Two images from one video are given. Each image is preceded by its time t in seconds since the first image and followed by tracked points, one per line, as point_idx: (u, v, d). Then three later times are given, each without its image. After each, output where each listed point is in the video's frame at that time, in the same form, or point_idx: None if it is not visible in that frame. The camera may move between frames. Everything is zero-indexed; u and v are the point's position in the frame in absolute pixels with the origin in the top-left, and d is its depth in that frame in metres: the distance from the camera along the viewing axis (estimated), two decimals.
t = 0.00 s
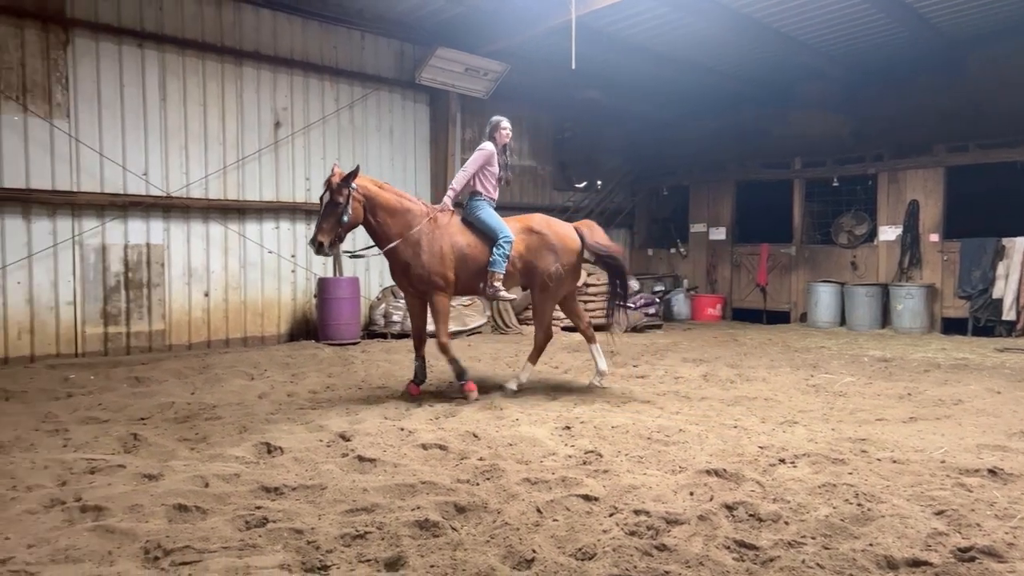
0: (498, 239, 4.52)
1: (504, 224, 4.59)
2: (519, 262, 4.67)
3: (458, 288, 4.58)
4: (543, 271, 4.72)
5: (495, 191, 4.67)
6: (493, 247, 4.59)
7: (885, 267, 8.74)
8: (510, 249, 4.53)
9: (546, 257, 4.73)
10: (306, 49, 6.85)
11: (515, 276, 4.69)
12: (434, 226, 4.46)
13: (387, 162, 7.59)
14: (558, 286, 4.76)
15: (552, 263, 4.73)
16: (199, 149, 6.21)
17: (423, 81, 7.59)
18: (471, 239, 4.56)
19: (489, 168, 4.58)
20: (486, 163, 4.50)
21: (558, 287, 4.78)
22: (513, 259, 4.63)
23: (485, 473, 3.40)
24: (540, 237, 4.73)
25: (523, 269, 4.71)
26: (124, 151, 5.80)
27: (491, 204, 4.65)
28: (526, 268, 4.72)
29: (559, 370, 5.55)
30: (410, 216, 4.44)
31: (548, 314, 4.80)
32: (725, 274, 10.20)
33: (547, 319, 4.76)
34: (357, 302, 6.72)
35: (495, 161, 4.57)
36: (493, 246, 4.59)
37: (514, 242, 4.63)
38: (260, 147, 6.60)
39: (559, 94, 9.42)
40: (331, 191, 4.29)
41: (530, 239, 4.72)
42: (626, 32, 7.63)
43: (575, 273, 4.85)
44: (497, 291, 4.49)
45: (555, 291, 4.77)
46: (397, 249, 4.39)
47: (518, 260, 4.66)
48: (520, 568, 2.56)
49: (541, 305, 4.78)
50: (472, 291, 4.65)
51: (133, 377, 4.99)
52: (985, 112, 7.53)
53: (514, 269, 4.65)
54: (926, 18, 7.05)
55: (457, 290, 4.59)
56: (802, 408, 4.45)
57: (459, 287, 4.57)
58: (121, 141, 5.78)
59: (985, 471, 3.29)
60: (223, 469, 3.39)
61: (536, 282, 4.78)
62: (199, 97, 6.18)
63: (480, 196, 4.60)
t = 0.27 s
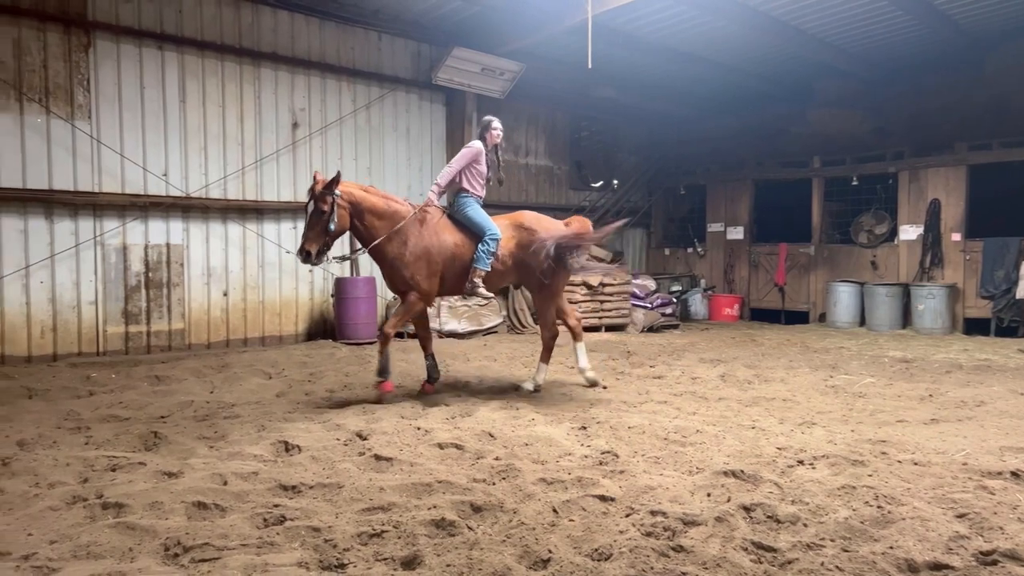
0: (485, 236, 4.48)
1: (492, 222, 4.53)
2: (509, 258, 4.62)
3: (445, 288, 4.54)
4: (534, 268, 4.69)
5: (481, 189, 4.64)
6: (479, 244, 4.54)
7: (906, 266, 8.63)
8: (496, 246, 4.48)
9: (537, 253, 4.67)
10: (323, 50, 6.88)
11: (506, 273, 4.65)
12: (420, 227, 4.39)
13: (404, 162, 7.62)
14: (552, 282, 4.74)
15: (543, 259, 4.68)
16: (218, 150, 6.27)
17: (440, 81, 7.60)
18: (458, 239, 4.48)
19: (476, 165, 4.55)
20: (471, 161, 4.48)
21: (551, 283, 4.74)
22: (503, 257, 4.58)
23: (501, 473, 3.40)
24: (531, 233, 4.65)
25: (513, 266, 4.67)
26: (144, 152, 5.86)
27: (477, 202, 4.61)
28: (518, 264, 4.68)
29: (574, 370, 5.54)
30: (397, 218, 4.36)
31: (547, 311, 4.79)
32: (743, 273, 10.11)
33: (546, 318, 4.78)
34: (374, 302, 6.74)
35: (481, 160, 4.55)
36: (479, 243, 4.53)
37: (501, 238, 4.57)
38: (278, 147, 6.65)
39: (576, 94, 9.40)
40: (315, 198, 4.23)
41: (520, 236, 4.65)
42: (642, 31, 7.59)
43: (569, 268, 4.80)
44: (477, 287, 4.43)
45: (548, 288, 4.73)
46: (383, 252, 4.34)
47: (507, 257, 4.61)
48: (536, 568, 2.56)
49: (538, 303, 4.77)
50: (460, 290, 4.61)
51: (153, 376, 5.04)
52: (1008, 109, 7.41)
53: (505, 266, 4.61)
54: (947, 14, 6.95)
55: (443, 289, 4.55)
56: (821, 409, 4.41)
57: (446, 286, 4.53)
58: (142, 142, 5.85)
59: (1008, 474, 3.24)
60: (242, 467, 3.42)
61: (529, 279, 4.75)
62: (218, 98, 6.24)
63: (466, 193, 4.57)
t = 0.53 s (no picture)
0: (484, 232, 4.41)
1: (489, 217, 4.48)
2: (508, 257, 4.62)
3: (440, 288, 4.49)
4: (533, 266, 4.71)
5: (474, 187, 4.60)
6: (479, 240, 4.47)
7: (932, 266, 8.50)
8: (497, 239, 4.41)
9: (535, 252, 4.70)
10: (344, 51, 6.92)
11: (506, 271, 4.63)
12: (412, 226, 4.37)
13: (423, 161, 7.64)
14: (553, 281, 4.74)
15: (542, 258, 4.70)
16: (240, 151, 6.33)
17: (459, 81, 7.65)
18: (451, 238, 4.44)
19: (468, 163, 4.52)
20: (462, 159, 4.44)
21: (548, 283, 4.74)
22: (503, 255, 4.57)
23: (520, 472, 3.40)
24: (527, 232, 4.70)
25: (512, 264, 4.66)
26: (168, 153, 5.94)
27: (472, 200, 4.55)
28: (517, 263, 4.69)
29: (593, 370, 5.52)
30: (387, 217, 4.35)
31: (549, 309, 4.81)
32: (764, 273, 10.00)
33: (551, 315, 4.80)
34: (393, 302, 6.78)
35: (473, 157, 4.51)
36: (478, 239, 4.47)
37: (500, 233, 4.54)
38: (299, 148, 6.70)
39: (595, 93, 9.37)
40: (306, 193, 4.19)
41: (517, 235, 4.69)
42: (661, 29, 7.54)
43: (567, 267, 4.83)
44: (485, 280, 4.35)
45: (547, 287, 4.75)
46: (374, 251, 4.32)
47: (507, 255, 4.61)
48: (555, 567, 2.56)
49: (535, 302, 4.79)
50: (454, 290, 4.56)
51: (177, 374, 5.11)
52: None
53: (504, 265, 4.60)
54: (973, 10, 6.83)
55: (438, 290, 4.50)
56: (844, 410, 4.36)
57: (441, 287, 4.48)
58: (166, 143, 5.92)
59: None
60: (263, 464, 3.45)
61: (526, 278, 4.77)
62: (240, 99, 6.30)
63: (459, 191, 4.52)
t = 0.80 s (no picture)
0: (479, 239, 4.43)
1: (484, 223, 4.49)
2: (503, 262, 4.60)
3: (432, 291, 4.47)
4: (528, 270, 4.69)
5: (466, 188, 4.57)
6: (473, 246, 4.48)
7: (960, 265, 8.34)
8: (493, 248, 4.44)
9: (529, 255, 4.68)
10: (366, 52, 6.97)
11: (501, 278, 4.62)
12: (403, 228, 4.34)
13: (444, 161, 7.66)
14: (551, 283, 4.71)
15: (536, 261, 4.68)
16: (264, 152, 6.40)
17: (480, 81, 7.64)
18: (442, 240, 4.43)
19: (458, 164, 4.47)
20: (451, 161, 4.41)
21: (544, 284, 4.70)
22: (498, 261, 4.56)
23: (540, 472, 3.39)
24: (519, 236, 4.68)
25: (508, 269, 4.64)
26: (194, 154, 6.01)
27: (464, 203, 4.53)
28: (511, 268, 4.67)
29: (614, 370, 5.50)
30: (379, 219, 4.33)
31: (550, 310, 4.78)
32: (788, 273, 9.91)
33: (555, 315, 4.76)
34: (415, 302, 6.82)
35: (462, 158, 4.48)
36: (472, 245, 4.48)
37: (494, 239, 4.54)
38: (322, 149, 6.75)
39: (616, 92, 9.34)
40: (294, 193, 4.17)
41: (510, 240, 4.67)
42: (682, 27, 7.49)
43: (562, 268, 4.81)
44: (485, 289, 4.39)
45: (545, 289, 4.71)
46: (365, 254, 4.28)
47: (501, 261, 4.60)
48: (576, 568, 2.55)
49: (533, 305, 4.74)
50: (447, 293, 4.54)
51: (202, 372, 5.17)
52: None
53: (500, 270, 4.59)
54: (1002, 5, 6.70)
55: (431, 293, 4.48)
56: (870, 412, 4.30)
57: (433, 289, 4.46)
58: (191, 144, 6.00)
59: None
60: (287, 462, 3.49)
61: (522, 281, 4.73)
62: (263, 101, 6.37)
63: (450, 194, 4.49)
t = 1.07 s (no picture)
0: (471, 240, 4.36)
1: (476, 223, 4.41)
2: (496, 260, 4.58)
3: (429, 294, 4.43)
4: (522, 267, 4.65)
5: (461, 185, 4.48)
6: (465, 247, 4.42)
7: (1000, 265, 8.13)
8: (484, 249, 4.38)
9: (524, 253, 4.64)
10: (395, 53, 7.01)
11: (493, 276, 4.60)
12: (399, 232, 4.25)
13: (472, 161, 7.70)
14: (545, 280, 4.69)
15: (531, 258, 4.65)
16: (295, 152, 6.48)
17: (508, 81, 7.66)
18: (438, 243, 4.36)
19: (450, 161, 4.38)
20: (445, 158, 4.33)
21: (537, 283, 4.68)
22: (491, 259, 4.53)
23: (568, 472, 3.39)
24: (514, 233, 4.63)
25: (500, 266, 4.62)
26: (227, 155, 6.11)
27: (459, 201, 4.42)
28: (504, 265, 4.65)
29: (642, 370, 5.47)
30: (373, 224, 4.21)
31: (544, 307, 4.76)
32: (821, 272, 9.74)
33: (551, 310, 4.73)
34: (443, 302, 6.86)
35: (456, 155, 4.40)
36: (465, 246, 4.42)
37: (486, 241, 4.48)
38: (352, 149, 6.81)
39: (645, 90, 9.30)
40: (283, 205, 4.02)
41: (504, 236, 4.64)
42: (711, 24, 7.41)
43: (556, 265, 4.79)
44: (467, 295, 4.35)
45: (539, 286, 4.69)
46: (361, 260, 4.16)
47: (494, 258, 4.57)
48: (604, 568, 2.54)
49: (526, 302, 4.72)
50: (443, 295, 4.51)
51: (235, 370, 5.25)
52: None
53: (492, 268, 4.56)
54: None
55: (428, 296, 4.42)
56: (905, 414, 4.22)
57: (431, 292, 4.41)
58: (224, 145, 6.09)
59: None
60: (317, 459, 3.52)
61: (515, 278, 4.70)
62: (295, 102, 6.44)
63: (445, 191, 4.39)
